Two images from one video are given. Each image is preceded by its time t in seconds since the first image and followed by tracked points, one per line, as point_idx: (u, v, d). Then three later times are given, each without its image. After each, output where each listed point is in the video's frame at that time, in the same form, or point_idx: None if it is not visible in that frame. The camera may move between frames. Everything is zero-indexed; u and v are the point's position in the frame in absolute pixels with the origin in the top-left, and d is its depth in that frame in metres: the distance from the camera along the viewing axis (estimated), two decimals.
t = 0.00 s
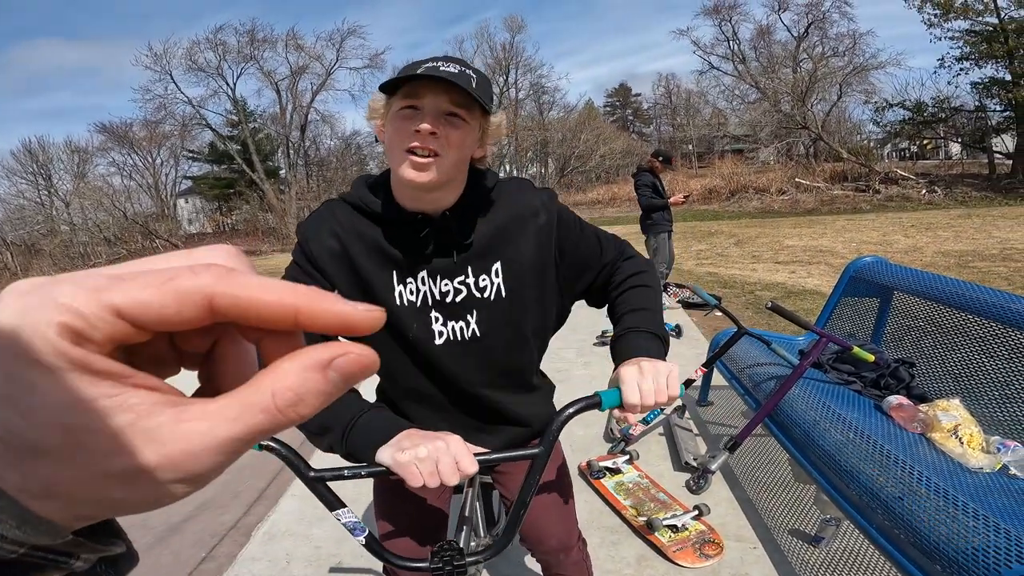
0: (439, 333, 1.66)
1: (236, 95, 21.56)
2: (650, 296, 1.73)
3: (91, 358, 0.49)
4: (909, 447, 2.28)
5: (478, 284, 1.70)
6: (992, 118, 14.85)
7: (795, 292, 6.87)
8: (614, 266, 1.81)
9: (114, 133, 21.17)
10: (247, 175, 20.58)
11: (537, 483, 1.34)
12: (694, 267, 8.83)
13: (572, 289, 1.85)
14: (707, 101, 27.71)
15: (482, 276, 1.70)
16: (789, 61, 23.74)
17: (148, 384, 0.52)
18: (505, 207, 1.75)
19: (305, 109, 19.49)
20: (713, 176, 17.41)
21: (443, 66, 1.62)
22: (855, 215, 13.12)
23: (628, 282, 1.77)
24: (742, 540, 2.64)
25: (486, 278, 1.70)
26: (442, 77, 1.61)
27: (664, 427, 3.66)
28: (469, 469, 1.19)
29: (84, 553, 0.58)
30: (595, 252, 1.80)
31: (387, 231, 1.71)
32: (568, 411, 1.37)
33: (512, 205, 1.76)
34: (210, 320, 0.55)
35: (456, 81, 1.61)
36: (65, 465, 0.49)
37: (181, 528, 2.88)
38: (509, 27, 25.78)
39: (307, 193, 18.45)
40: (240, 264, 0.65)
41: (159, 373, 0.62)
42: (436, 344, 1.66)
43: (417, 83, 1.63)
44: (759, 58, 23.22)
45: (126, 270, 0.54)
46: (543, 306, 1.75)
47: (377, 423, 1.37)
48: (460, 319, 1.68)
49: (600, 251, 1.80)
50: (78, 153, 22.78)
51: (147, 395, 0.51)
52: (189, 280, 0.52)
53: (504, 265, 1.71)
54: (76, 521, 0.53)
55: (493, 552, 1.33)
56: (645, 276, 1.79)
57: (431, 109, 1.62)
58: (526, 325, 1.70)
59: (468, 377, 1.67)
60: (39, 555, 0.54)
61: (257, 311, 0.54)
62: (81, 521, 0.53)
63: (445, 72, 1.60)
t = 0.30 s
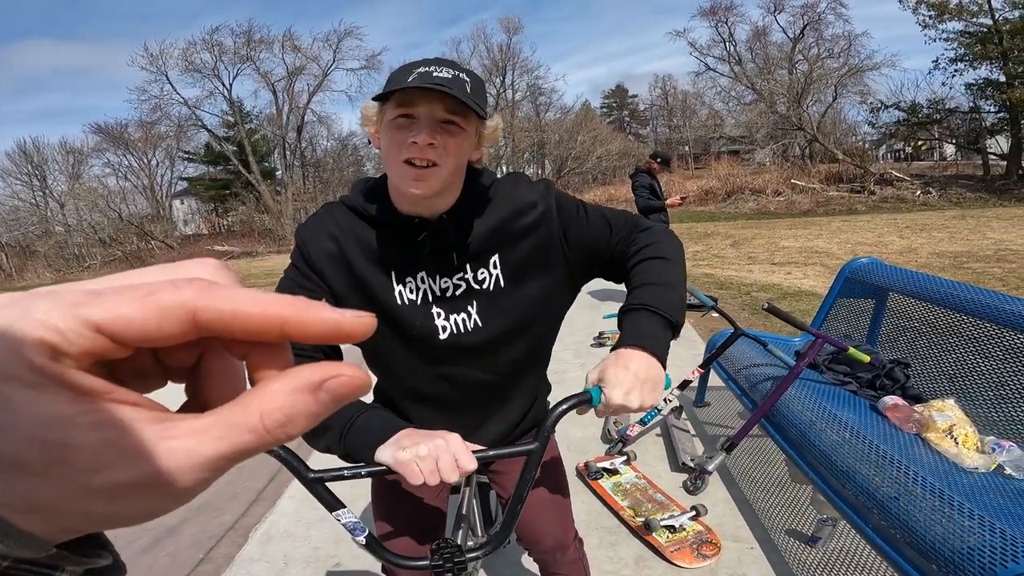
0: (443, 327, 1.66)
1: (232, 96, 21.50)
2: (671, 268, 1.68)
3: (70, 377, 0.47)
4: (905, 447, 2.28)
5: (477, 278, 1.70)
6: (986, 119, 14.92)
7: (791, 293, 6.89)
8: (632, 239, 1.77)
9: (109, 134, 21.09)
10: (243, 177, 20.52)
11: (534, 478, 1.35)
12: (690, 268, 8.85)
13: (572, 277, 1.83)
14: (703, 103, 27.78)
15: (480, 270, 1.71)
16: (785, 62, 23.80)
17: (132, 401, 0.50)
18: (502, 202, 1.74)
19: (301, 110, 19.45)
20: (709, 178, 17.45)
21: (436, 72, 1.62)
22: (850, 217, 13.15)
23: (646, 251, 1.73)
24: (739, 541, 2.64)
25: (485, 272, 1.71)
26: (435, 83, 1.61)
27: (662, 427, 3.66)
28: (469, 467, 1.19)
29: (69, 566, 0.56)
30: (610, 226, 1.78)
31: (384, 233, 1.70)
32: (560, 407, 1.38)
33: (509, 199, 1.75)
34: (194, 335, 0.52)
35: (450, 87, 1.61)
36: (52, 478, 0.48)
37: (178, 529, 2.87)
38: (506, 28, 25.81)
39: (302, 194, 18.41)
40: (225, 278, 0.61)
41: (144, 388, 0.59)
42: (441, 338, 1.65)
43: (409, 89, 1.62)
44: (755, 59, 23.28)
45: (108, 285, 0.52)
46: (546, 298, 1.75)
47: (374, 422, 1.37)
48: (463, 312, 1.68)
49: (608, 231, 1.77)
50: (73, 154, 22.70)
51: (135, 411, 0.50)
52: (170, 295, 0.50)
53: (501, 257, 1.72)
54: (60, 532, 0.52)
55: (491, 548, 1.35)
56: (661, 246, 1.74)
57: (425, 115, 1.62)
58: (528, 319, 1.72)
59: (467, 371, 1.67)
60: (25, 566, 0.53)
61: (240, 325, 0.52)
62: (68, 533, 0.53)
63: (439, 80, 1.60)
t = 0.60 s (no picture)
0: (433, 335, 1.68)
1: (229, 97, 21.47)
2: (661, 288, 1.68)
3: (26, 386, 0.44)
4: (897, 446, 2.30)
5: (473, 291, 1.70)
6: (980, 120, 14.99)
7: (785, 294, 6.92)
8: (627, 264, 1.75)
9: (105, 135, 21.06)
10: (239, 177, 20.48)
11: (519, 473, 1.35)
12: (685, 269, 8.87)
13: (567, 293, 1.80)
14: (699, 104, 27.85)
15: (477, 285, 1.70)
16: (781, 63, 23.90)
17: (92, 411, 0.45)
18: (504, 214, 1.73)
19: (298, 110, 19.42)
20: (705, 179, 17.51)
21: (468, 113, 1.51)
22: (845, 218, 13.22)
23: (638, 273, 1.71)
24: (733, 541, 2.65)
25: (482, 286, 1.70)
26: (470, 133, 1.50)
27: (656, 427, 3.67)
28: (454, 464, 1.21)
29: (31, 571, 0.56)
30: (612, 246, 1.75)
31: (383, 236, 1.69)
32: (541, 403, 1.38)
33: (507, 208, 1.75)
34: (156, 349, 0.48)
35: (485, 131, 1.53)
36: (6, 489, 0.44)
37: (172, 530, 2.87)
38: (502, 29, 25.86)
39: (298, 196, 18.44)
40: (195, 297, 0.57)
41: (110, 401, 0.53)
42: (431, 345, 1.68)
43: (460, 155, 1.44)
44: (750, 61, 23.37)
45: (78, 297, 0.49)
46: (540, 311, 1.75)
47: (359, 421, 1.37)
48: (455, 322, 1.69)
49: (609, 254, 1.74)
50: (68, 154, 22.67)
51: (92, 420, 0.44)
52: (134, 308, 0.46)
53: (501, 274, 1.71)
54: (20, 542, 0.50)
55: (479, 546, 1.34)
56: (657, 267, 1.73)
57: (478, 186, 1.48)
58: (524, 338, 1.73)
59: (462, 383, 1.69)
60: None
61: (201, 339, 0.47)
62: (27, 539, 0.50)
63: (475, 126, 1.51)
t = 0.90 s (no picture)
0: (433, 335, 1.67)
1: (224, 98, 21.42)
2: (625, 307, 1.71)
3: None
4: (889, 446, 2.31)
5: (473, 292, 1.70)
6: (973, 121, 15.07)
7: (780, 294, 6.94)
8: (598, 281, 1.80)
9: (99, 135, 20.97)
10: (235, 178, 20.43)
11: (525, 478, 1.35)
12: (681, 270, 8.89)
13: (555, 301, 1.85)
14: (695, 105, 27.92)
15: (477, 284, 1.70)
16: (776, 64, 23.98)
17: None
18: (507, 216, 1.75)
19: (293, 111, 19.38)
20: (700, 180, 17.55)
21: (475, 119, 1.47)
22: (839, 219, 13.27)
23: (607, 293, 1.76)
24: (728, 540, 2.65)
25: (481, 286, 1.70)
26: (481, 138, 1.48)
27: (651, 428, 3.67)
28: (455, 467, 1.20)
29: None
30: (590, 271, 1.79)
31: (382, 235, 1.67)
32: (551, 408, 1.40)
33: (507, 210, 1.76)
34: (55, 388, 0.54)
35: (494, 135, 1.50)
36: None
37: (166, 531, 2.85)
38: (498, 31, 25.87)
39: (294, 197, 18.41)
40: (103, 341, 0.59)
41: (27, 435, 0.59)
42: (430, 346, 1.67)
43: (472, 163, 1.44)
44: (746, 62, 23.45)
45: None
46: (538, 315, 1.75)
47: (362, 420, 1.35)
48: (454, 323, 1.68)
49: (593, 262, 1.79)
50: (61, 155, 22.56)
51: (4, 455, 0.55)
52: (35, 355, 0.53)
53: (501, 273, 1.71)
54: None
55: (480, 550, 1.34)
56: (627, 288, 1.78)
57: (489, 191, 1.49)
58: (523, 338, 1.73)
59: (462, 387, 1.68)
60: None
61: (100, 386, 0.53)
62: None
63: (483, 133, 1.48)
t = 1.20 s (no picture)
0: (417, 344, 1.66)
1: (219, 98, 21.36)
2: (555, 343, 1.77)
3: None
4: (885, 447, 2.31)
5: (462, 303, 1.69)
6: (967, 122, 15.13)
7: (775, 295, 6.96)
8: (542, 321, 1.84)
9: (93, 135, 20.87)
10: (230, 179, 20.37)
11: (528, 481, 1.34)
12: (677, 271, 8.90)
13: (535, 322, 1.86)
14: (691, 106, 27.97)
15: (468, 294, 1.70)
16: (771, 65, 24.05)
17: None
18: (502, 229, 1.76)
19: (289, 112, 19.33)
20: (697, 181, 17.56)
21: (477, 125, 1.47)
22: (834, 220, 13.31)
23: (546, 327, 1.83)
24: (724, 542, 2.65)
25: (472, 298, 1.70)
26: (482, 143, 1.48)
27: (648, 429, 3.67)
28: (459, 468, 1.20)
29: None
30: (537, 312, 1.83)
31: (379, 237, 1.65)
32: (555, 411, 1.40)
33: (504, 222, 1.78)
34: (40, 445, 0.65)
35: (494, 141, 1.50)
36: None
37: (160, 532, 2.83)
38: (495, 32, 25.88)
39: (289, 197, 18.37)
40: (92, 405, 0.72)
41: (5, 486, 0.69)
42: (413, 354, 1.65)
43: (472, 169, 1.44)
44: (742, 63, 23.50)
45: None
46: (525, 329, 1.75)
47: (368, 422, 1.35)
48: (440, 334, 1.67)
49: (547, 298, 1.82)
50: (56, 155, 22.45)
51: None
52: (24, 413, 0.64)
53: (491, 285, 1.71)
54: None
55: (482, 554, 1.33)
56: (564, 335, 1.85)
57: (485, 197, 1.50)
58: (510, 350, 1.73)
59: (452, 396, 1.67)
60: None
61: (81, 435, 0.64)
62: None
63: (484, 138, 1.48)
